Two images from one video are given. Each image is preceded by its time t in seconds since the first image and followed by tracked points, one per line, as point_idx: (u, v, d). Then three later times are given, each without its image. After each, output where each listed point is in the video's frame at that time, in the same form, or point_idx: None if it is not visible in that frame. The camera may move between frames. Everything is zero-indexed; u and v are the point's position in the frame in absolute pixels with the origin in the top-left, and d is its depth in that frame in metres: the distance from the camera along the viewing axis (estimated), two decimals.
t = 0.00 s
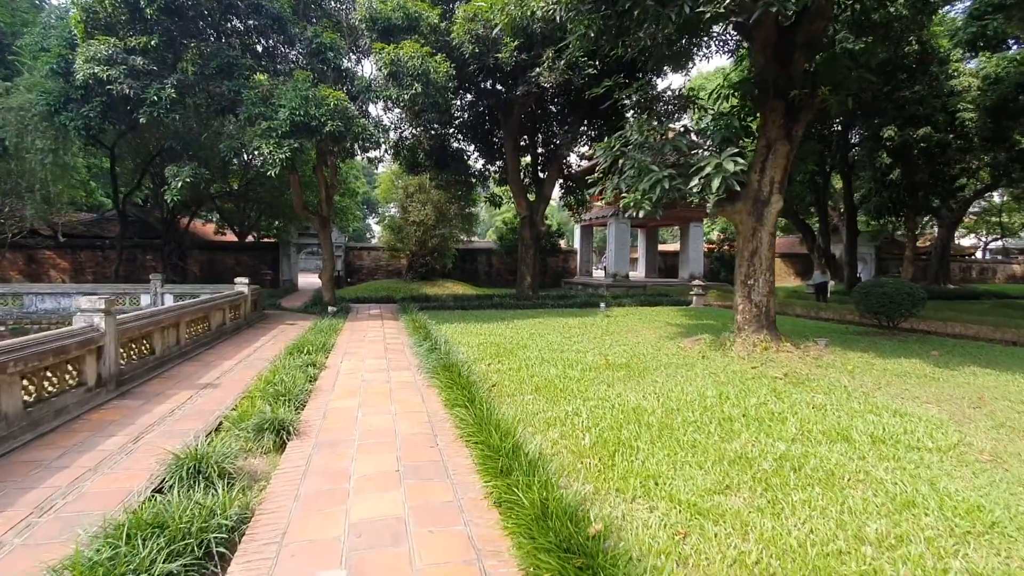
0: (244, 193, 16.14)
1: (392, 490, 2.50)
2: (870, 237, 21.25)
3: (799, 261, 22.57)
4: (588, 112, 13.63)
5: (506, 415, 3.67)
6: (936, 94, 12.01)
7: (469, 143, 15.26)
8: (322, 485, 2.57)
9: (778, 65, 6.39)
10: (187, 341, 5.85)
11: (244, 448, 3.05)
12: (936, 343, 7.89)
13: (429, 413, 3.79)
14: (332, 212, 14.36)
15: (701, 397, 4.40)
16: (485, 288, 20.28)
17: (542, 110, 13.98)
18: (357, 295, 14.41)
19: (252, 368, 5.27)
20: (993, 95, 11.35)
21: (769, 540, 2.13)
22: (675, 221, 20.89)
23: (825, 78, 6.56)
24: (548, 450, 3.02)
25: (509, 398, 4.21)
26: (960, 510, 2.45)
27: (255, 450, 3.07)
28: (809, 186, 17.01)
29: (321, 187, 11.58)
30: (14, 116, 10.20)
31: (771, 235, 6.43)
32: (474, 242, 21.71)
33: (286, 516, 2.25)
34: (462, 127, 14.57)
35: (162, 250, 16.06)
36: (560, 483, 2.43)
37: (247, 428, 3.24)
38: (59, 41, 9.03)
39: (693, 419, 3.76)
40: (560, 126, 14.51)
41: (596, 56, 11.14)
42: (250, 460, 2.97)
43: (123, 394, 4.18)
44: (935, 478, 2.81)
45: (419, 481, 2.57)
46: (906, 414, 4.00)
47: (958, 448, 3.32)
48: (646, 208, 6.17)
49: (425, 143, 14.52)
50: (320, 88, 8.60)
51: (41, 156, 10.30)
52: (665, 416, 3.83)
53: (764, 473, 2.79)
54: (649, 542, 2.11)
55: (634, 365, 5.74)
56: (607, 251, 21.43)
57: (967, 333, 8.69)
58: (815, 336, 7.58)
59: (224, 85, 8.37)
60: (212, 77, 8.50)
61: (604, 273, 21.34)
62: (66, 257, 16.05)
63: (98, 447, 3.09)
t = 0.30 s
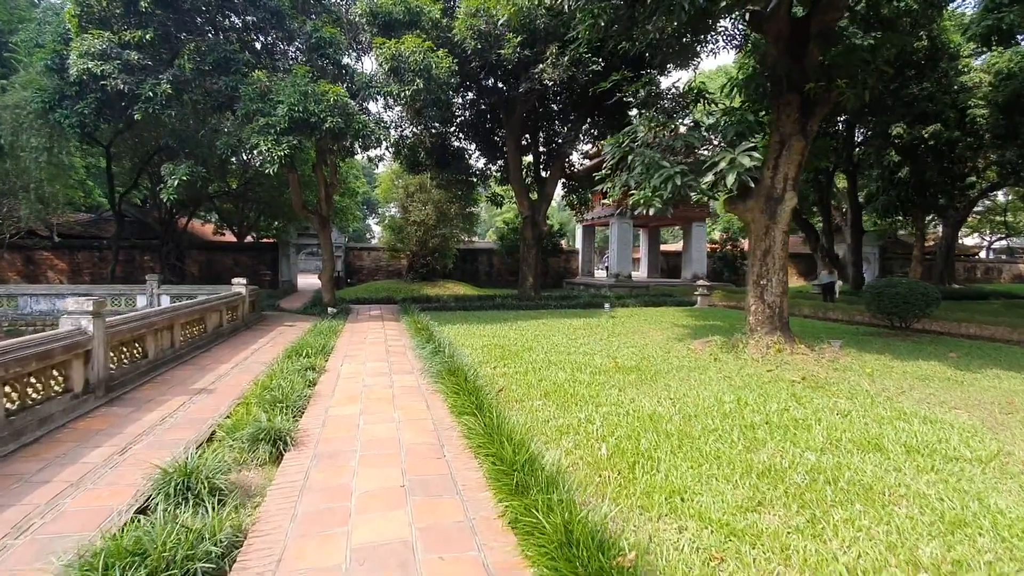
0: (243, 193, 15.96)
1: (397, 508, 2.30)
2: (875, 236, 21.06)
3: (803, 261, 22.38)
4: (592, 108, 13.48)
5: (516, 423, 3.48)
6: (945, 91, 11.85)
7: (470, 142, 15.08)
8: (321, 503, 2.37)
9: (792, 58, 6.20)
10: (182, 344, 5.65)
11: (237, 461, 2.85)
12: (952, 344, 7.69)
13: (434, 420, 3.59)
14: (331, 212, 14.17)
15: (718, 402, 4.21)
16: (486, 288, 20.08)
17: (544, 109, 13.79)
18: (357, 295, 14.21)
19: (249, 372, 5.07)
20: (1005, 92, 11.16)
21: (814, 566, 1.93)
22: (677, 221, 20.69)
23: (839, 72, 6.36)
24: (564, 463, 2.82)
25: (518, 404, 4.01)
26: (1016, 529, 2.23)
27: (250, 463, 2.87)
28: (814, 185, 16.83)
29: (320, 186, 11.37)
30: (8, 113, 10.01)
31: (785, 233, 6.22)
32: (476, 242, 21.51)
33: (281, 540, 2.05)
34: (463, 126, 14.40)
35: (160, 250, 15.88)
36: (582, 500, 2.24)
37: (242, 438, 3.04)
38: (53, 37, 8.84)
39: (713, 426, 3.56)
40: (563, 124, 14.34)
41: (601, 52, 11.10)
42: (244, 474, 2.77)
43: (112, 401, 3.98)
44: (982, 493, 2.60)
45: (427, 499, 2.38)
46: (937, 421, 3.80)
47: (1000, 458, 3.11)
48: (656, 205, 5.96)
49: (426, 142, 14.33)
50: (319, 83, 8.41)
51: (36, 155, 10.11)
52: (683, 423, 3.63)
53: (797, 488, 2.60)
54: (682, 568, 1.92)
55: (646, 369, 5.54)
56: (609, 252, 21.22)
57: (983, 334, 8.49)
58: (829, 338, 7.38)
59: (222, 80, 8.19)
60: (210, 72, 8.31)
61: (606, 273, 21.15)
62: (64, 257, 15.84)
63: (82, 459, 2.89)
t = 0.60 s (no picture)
0: (234, 192, 15.66)
1: (396, 535, 2.10)
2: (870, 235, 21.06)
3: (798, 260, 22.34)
4: (588, 106, 13.29)
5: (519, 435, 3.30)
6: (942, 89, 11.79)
7: (464, 140, 14.89)
8: (312, 528, 2.16)
9: (796, 53, 6.04)
10: (166, 349, 5.41)
11: (221, 481, 2.64)
12: (956, 345, 7.59)
13: (432, 430, 3.40)
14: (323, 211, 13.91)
15: (727, 408, 4.06)
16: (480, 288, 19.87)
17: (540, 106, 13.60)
18: (350, 296, 13.96)
19: (237, 378, 4.84)
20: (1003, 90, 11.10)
21: None
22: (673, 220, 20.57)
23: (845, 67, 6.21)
24: (574, 479, 2.64)
25: (520, 412, 3.83)
26: None
27: (235, 482, 2.66)
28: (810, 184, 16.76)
29: (312, 185, 11.12)
30: None
31: (789, 232, 6.07)
32: (470, 241, 21.29)
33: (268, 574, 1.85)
34: (457, 124, 14.19)
35: (148, 250, 15.55)
36: (600, 527, 2.06)
37: (225, 454, 2.82)
38: (35, 31, 8.55)
39: (726, 436, 3.40)
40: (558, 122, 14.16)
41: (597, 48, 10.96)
42: (228, 495, 2.56)
43: (90, 412, 3.74)
44: (1019, 511, 2.46)
45: (428, 523, 2.18)
46: (957, 429, 3.67)
47: None
48: (660, 203, 5.78)
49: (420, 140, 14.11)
50: (311, 78, 8.18)
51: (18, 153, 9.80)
52: (695, 432, 3.47)
53: (825, 506, 2.44)
54: None
55: (649, 373, 5.37)
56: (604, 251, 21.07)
57: (985, 334, 8.42)
58: (833, 339, 7.25)
59: (210, 76, 7.93)
60: (197, 68, 8.05)
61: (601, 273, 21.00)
62: (50, 258, 15.47)
63: (53, 479, 2.66)
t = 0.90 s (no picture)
0: (221, 190, 15.33)
1: (388, 560, 1.90)
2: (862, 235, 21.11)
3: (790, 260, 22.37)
4: (582, 104, 13.14)
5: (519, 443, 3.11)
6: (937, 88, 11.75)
7: (456, 138, 14.69)
8: (294, 554, 1.95)
9: (798, 47, 5.90)
10: (144, 352, 5.15)
11: (195, 499, 2.43)
12: (956, 345, 7.51)
13: (425, 438, 3.20)
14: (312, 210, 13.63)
15: (734, 412, 3.90)
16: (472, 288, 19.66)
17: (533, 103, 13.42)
18: (340, 296, 13.70)
19: (219, 382, 4.61)
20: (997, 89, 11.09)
21: None
22: (666, 220, 20.48)
23: (846, 62, 6.09)
24: (580, 493, 2.46)
25: (518, 418, 3.64)
26: None
27: (211, 499, 2.45)
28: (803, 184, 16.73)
29: (300, 182, 10.85)
30: None
31: (791, 230, 5.93)
32: (462, 241, 21.07)
33: None
34: (449, 121, 13.96)
35: (132, 249, 15.18)
36: (613, 550, 1.89)
37: (201, 467, 2.60)
38: (10, 20, 8.22)
39: (737, 443, 3.24)
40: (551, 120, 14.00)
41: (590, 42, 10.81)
42: (203, 514, 2.35)
43: (59, 420, 3.49)
44: None
45: (424, 546, 1.98)
46: (973, 433, 3.54)
47: None
48: (660, 200, 5.61)
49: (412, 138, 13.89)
50: (299, 71, 7.93)
51: None
52: (703, 438, 3.30)
53: (851, 522, 2.28)
54: None
55: (650, 375, 5.20)
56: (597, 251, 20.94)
57: (983, 334, 8.37)
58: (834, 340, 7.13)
59: (193, 67, 7.67)
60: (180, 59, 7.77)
61: (594, 273, 20.86)
62: (30, 257, 15.05)
63: (9, 497, 2.42)
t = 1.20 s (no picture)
0: (214, 189, 15.08)
1: None
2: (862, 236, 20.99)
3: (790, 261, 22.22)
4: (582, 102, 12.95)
5: (525, 459, 2.90)
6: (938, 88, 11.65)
7: (454, 137, 14.47)
8: None
9: (808, 41, 5.72)
10: (128, 357, 4.92)
11: (172, 524, 2.22)
12: (965, 349, 7.35)
13: (423, 451, 2.98)
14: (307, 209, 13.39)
15: (748, 422, 3.71)
16: (470, 288, 19.43)
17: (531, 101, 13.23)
18: (335, 297, 13.47)
19: (206, 389, 4.39)
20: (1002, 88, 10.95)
21: None
22: (665, 220, 20.30)
23: (858, 58, 5.91)
24: (592, 517, 2.25)
25: (521, 429, 3.43)
26: None
27: (190, 524, 2.24)
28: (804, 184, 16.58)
29: (295, 181, 10.61)
30: None
31: (801, 231, 5.74)
32: (459, 241, 20.84)
33: None
34: (447, 120, 13.76)
35: (123, 249, 14.91)
36: None
37: (178, 488, 2.39)
38: None
39: (756, 456, 3.04)
40: (551, 118, 13.81)
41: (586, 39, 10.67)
42: (180, 541, 2.14)
43: (31, 432, 3.26)
44: None
45: None
46: (1003, 446, 3.36)
47: None
48: (666, 199, 5.42)
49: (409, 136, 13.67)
50: (292, 65, 7.71)
51: None
52: (719, 451, 3.11)
53: (890, 551, 2.10)
54: None
55: (656, 381, 5.01)
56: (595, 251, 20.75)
57: (991, 336, 8.22)
58: (842, 344, 6.95)
59: (184, 62, 7.45)
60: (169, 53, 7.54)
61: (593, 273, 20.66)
62: (19, 257, 14.77)
63: None
